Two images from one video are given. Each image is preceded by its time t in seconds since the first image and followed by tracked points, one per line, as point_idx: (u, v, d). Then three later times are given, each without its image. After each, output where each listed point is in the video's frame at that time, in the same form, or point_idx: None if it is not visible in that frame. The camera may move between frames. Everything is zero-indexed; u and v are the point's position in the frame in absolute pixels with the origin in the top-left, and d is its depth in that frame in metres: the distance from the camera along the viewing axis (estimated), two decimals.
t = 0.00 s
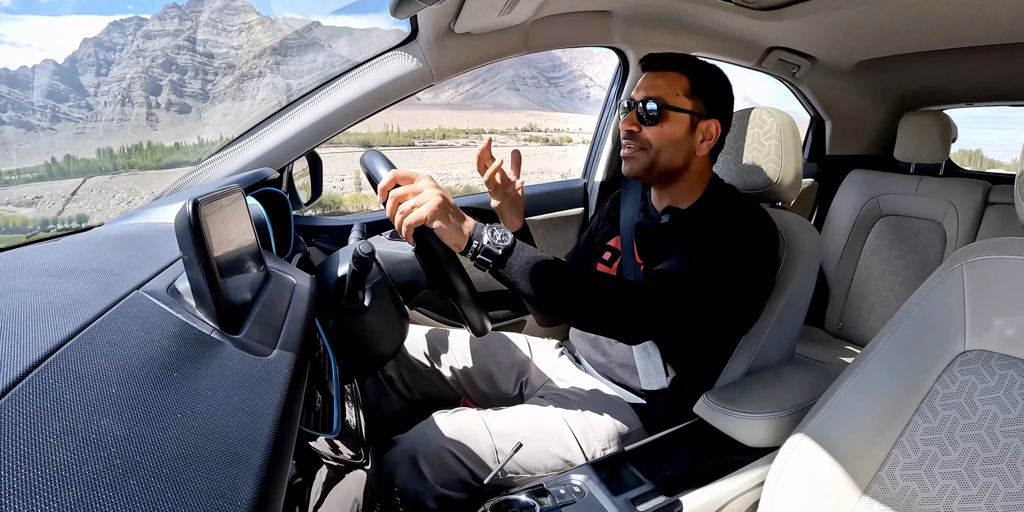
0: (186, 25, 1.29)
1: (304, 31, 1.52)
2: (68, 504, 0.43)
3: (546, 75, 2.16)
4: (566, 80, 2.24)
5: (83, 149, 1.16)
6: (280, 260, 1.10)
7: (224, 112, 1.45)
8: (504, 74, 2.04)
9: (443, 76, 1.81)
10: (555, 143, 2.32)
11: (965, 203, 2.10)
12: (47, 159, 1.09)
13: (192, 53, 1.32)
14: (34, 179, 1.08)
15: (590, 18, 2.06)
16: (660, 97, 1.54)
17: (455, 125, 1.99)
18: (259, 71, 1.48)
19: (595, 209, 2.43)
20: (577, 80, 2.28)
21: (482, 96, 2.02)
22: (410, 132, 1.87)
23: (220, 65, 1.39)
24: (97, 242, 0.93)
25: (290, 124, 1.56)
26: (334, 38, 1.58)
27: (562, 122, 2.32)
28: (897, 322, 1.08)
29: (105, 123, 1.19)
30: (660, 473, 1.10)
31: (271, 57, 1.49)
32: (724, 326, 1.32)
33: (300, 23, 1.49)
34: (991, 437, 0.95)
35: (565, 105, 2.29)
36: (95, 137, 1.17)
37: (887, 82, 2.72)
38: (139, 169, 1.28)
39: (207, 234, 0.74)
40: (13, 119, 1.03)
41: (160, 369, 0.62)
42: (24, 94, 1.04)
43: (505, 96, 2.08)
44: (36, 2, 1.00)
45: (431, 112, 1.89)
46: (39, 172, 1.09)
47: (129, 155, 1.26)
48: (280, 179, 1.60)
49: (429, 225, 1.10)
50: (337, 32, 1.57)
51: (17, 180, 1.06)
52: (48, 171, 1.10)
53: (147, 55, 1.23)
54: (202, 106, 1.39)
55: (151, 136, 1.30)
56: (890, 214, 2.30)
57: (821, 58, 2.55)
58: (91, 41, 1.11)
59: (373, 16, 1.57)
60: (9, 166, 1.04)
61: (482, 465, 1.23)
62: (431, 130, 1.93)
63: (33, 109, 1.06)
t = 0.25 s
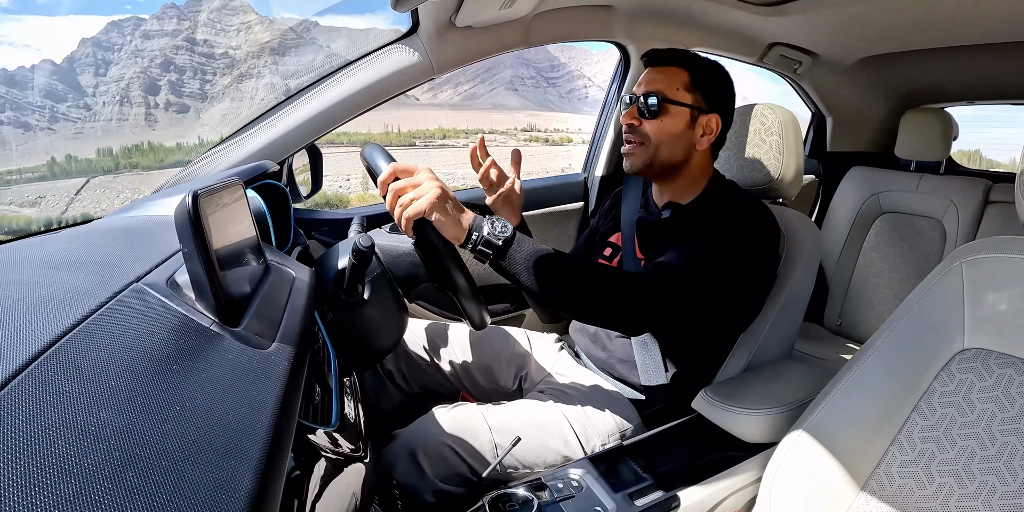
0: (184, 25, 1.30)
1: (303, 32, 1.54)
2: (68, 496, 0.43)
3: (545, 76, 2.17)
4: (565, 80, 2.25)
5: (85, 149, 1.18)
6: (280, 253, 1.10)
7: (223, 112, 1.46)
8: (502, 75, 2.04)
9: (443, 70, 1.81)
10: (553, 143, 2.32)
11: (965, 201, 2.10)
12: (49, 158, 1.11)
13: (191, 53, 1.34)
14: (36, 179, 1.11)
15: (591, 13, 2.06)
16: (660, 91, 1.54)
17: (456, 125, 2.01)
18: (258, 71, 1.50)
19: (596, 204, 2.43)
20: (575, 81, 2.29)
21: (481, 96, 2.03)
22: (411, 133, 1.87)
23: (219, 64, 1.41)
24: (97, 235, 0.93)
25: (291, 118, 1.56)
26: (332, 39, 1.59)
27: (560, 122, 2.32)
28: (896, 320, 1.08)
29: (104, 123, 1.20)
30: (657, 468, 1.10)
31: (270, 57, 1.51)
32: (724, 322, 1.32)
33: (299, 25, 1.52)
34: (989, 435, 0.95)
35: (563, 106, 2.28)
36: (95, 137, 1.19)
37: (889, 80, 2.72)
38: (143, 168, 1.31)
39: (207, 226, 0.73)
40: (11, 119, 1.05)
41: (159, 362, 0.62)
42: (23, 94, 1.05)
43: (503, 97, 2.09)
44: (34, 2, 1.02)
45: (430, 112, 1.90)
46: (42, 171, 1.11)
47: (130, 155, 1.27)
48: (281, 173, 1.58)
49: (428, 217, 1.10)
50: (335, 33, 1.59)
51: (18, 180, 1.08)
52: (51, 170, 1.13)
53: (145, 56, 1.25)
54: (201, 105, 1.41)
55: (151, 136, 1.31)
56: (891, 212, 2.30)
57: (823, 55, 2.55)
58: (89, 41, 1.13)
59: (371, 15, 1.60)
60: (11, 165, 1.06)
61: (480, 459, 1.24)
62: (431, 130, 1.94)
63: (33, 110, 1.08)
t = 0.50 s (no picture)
0: (182, 24, 1.31)
1: (303, 32, 1.56)
2: (68, 495, 0.43)
3: (544, 75, 2.16)
4: (563, 80, 2.25)
5: (87, 149, 1.19)
6: (280, 251, 1.10)
7: (222, 111, 1.47)
8: (501, 74, 2.04)
9: (442, 67, 1.81)
10: (552, 143, 2.32)
11: (965, 198, 2.10)
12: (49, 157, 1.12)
13: (190, 53, 1.35)
14: (39, 178, 1.11)
15: (590, 10, 2.06)
16: (661, 85, 1.53)
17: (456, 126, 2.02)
18: (256, 71, 1.50)
19: (596, 201, 2.43)
20: (573, 81, 2.28)
21: (480, 95, 2.03)
22: (412, 133, 1.87)
23: (217, 64, 1.41)
24: (97, 233, 0.93)
25: (290, 115, 1.55)
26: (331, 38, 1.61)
27: (558, 123, 2.32)
28: (896, 316, 1.08)
29: (102, 122, 1.21)
30: (657, 464, 1.10)
31: (269, 57, 1.52)
32: (724, 318, 1.32)
33: (299, 24, 1.54)
34: (988, 431, 0.95)
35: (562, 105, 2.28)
36: (95, 135, 1.20)
37: (888, 76, 2.72)
38: (146, 168, 1.31)
39: (206, 224, 0.73)
40: (10, 119, 1.06)
41: (159, 361, 0.62)
42: (21, 94, 1.06)
43: (501, 96, 2.10)
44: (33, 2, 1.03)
45: (431, 111, 1.90)
46: (45, 169, 1.12)
47: (132, 155, 1.28)
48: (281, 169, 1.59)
49: (428, 213, 1.11)
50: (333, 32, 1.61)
51: (21, 178, 1.08)
52: (53, 169, 1.13)
53: (143, 55, 1.26)
54: (200, 105, 1.41)
55: (150, 135, 1.32)
56: (890, 208, 2.30)
57: (822, 51, 2.55)
58: (87, 40, 1.13)
59: (370, 15, 1.62)
60: (11, 166, 1.07)
61: (481, 456, 1.24)
62: (431, 130, 1.95)
63: (31, 109, 1.08)
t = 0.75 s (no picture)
0: (180, 23, 1.31)
1: (300, 32, 1.55)
2: (71, 495, 0.43)
3: (542, 75, 2.15)
4: (560, 80, 2.20)
5: (88, 146, 1.18)
6: (282, 250, 1.10)
7: (219, 111, 1.46)
8: (500, 74, 2.04)
9: (442, 67, 1.81)
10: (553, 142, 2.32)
11: (966, 194, 2.09)
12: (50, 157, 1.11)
13: (188, 52, 1.34)
14: (41, 177, 1.11)
15: (591, 8, 2.05)
16: (668, 84, 1.52)
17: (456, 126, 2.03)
18: (255, 70, 1.50)
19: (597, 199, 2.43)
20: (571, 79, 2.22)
21: (478, 95, 2.04)
22: (413, 132, 1.90)
23: (216, 63, 1.41)
24: (98, 233, 0.94)
25: (291, 115, 1.55)
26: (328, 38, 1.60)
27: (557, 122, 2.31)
28: (898, 313, 1.08)
29: (101, 123, 1.20)
30: (658, 462, 1.10)
31: (267, 56, 1.51)
32: (725, 316, 1.32)
33: (297, 25, 1.53)
34: (990, 427, 0.95)
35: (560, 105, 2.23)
36: (92, 135, 1.18)
37: (889, 73, 2.71)
38: (148, 167, 1.32)
39: (207, 224, 0.73)
40: (8, 118, 1.05)
41: (160, 361, 0.62)
42: (19, 93, 1.05)
43: (500, 96, 2.10)
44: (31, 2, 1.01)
45: (432, 112, 1.92)
46: (46, 169, 1.12)
47: (133, 154, 1.28)
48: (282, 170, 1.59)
49: (424, 203, 1.11)
50: (332, 32, 1.59)
51: (24, 177, 1.09)
52: (55, 167, 1.13)
53: (141, 55, 1.25)
54: (197, 105, 1.40)
55: (149, 135, 1.31)
56: (892, 205, 2.30)
57: (823, 48, 2.54)
58: (85, 40, 1.12)
59: (365, 16, 1.61)
60: (13, 166, 1.07)
61: (482, 454, 1.23)
62: (432, 130, 1.97)
63: (28, 108, 1.07)
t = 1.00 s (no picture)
0: (179, 23, 1.30)
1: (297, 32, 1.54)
2: (69, 495, 0.43)
3: (540, 75, 2.14)
4: (559, 80, 2.18)
5: (88, 146, 1.19)
6: (282, 251, 1.10)
7: (218, 110, 1.45)
8: (498, 74, 2.03)
9: (443, 70, 1.81)
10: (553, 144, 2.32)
11: (966, 200, 2.09)
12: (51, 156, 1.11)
13: (186, 52, 1.34)
14: (42, 176, 1.12)
15: (593, 11, 2.05)
16: (677, 91, 1.51)
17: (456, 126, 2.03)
18: (253, 70, 1.50)
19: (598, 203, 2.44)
20: (570, 81, 2.22)
21: (477, 95, 2.02)
22: (415, 132, 1.88)
23: (214, 62, 1.41)
24: (99, 234, 0.94)
25: (293, 116, 1.56)
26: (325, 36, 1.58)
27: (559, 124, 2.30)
28: (899, 319, 1.08)
29: (99, 122, 1.19)
30: (657, 467, 1.10)
31: (265, 56, 1.51)
32: (726, 321, 1.32)
33: (293, 23, 1.51)
34: (990, 434, 0.95)
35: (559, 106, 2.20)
36: (91, 135, 1.18)
37: (890, 78, 2.71)
38: (149, 166, 1.32)
39: (208, 224, 0.73)
40: (5, 118, 1.03)
41: (160, 362, 0.62)
42: (17, 93, 1.04)
43: (499, 96, 2.09)
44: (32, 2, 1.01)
45: (433, 112, 1.91)
46: (48, 168, 1.12)
47: (137, 153, 1.29)
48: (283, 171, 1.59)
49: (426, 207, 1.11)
50: (330, 31, 1.58)
51: (25, 176, 1.09)
52: (57, 167, 1.14)
53: (139, 55, 1.25)
54: (196, 104, 1.40)
55: (149, 134, 1.31)
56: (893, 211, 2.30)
57: (825, 53, 2.54)
58: (84, 39, 1.12)
59: (365, 15, 1.59)
60: (19, 163, 1.07)
61: (482, 458, 1.23)
62: (431, 131, 1.95)
63: (26, 108, 1.06)
